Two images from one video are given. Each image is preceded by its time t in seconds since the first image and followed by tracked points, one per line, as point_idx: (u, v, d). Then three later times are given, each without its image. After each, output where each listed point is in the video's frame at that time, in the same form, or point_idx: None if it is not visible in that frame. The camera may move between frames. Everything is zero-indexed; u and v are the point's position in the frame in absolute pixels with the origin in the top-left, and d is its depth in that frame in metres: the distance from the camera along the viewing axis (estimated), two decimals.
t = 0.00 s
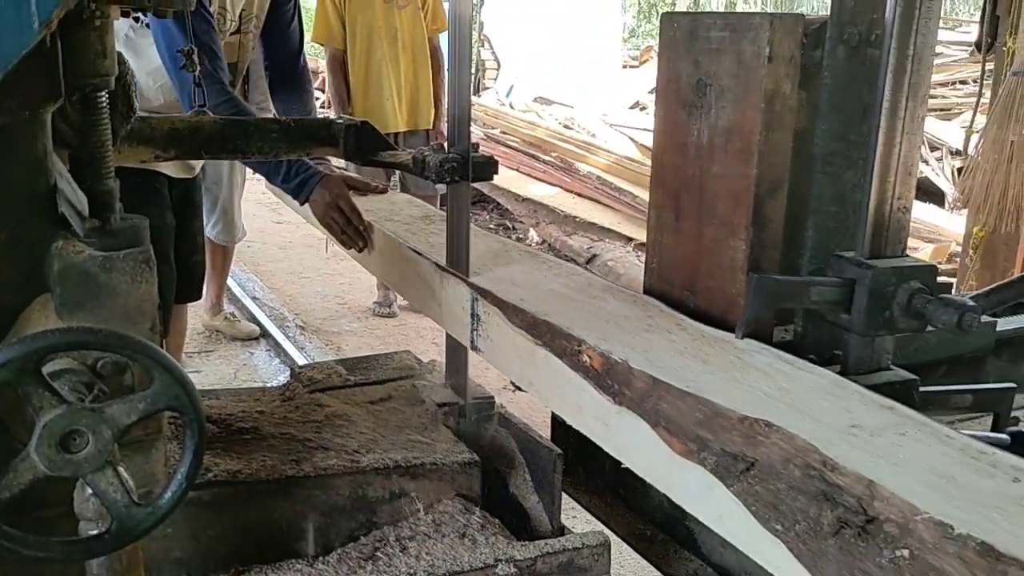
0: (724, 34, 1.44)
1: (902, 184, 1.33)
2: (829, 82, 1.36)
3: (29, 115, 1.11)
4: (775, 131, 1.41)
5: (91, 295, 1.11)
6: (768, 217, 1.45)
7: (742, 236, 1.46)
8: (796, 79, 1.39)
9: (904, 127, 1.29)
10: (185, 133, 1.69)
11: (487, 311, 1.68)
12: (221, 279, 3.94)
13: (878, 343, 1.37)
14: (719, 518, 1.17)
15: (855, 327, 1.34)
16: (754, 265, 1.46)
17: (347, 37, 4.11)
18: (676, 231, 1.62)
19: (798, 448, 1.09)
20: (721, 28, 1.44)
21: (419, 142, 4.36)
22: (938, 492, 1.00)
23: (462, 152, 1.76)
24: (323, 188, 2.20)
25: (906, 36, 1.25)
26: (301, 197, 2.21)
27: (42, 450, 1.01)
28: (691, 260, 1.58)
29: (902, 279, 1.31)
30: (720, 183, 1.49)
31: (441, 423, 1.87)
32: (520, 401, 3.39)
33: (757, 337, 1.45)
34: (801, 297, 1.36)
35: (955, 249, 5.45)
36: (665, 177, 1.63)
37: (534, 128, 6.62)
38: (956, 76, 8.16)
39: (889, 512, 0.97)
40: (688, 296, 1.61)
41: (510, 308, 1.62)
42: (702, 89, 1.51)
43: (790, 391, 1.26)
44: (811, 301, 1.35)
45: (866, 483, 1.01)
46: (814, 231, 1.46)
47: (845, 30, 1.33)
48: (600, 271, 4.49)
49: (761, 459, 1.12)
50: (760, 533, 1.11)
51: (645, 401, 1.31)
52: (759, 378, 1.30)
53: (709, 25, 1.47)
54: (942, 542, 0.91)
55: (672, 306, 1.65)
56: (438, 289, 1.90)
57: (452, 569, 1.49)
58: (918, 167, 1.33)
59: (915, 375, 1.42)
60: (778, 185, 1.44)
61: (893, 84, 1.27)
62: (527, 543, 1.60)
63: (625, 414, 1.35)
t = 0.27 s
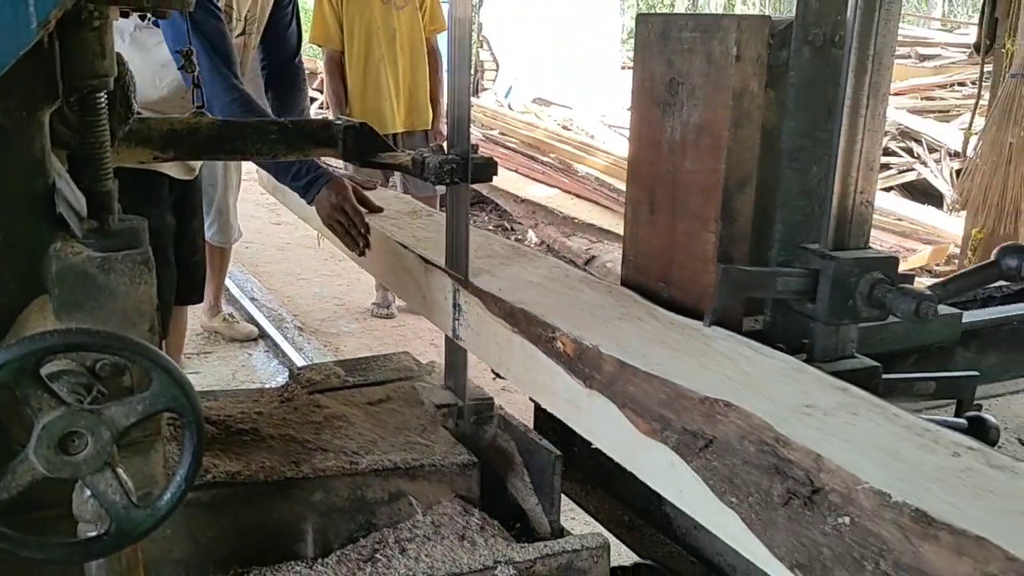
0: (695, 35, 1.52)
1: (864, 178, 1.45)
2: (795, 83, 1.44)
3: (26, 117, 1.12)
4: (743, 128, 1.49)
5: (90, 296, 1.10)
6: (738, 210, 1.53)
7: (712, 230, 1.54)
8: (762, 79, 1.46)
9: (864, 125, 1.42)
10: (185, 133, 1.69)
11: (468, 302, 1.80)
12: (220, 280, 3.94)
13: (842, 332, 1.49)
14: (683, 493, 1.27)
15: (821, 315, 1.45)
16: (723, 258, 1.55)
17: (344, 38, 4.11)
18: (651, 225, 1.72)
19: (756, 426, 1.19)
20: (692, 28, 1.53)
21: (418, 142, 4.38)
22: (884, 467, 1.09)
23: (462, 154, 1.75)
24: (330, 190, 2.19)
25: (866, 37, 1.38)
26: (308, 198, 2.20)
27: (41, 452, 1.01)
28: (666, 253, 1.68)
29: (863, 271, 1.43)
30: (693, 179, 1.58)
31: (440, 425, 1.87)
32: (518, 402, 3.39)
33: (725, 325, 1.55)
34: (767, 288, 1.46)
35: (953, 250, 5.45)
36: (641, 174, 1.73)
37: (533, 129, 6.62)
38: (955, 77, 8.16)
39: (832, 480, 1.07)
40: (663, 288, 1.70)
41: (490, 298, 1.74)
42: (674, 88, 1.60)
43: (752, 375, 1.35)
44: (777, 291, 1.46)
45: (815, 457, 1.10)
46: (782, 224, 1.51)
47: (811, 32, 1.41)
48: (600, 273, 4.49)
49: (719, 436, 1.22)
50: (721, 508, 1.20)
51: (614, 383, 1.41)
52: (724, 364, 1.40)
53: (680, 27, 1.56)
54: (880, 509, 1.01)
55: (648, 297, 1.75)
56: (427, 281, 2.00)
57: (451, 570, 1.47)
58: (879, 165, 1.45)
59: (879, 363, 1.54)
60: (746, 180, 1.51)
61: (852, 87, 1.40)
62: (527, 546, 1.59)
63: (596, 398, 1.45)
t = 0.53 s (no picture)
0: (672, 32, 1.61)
1: (833, 172, 1.51)
2: (766, 78, 1.51)
3: (28, 113, 1.11)
4: (716, 122, 1.59)
5: (91, 294, 1.10)
6: (711, 201, 1.63)
7: (687, 219, 1.65)
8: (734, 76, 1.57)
9: (830, 121, 1.49)
10: (185, 132, 1.68)
11: (451, 290, 1.88)
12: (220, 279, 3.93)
13: (812, 318, 1.56)
14: (650, 466, 1.34)
15: (789, 301, 1.53)
16: (696, 245, 1.65)
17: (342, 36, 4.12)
18: (629, 215, 1.82)
19: (719, 403, 1.25)
20: (667, 26, 1.62)
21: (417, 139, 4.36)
22: (838, 441, 1.15)
23: (463, 152, 1.74)
24: (323, 185, 2.26)
25: (831, 37, 1.44)
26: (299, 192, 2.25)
27: (42, 451, 1.01)
28: (643, 241, 1.78)
29: (830, 260, 1.51)
30: (669, 170, 1.67)
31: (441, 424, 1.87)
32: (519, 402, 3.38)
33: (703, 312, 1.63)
34: (739, 274, 1.53)
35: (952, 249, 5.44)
36: (619, 165, 1.83)
37: (533, 128, 6.62)
38: (955, 77, 8.14)
39: (785, 450, 1.14)
40: (641, 276, 1.81)
41: (480, 292, 1.79)
42: (651, 83, 1.69)
43: (719, 357, 1.44)
44: (749, 278, 1.53)
45: (772, 431, 1.17)
46: (755, 214, 1.59)
47: (781, 29, 1.48)
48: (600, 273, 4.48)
49: (684, 414, 1.28)
50: (683, 481, 1.27)
51: (587, 365, 1.48)
52: (693, 347, 1.48)
53: (657, 25, 1.65)
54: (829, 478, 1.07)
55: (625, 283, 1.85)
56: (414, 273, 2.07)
57: (452, 570, 1.46)
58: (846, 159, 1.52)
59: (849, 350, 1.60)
60: (719, 172, 1.62)
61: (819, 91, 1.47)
62: (528, 545, 1.58)
63: (569, 378, 1.53)
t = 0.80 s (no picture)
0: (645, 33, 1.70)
1: (800, 165, 1.64)
2: (738, 75, 1.61)
3: (27, 113, 1.11)
4: (690, 115, 1.66)
5: (91, 295, 1.10)
6: (684, 195, 1.71)
7: (662, 212, 1.72)
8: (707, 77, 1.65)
9: (799, 114, 1.61)
10: (185, 132, 1.68)
11: (437, 280, 1.94)
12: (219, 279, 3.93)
13: (782, 308, 1.68)
14: (621, 445, 1.40)
15: (761, 290, 1.64)
16: (671, 236, 1.73)
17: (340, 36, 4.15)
18: (607, 208, 1.89)
19: (685, 384, 1.31)
20: (642, 25, 1.70)
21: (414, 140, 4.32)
22: (793, 417, 1.21)
23: (462, 152, 1.74)
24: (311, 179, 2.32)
25: (800, 36, 1.56)
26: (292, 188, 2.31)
27: (42, 452, 1.01)
28: (620, 233, 1.85)
29: (799, 250, 1.62)
30: (645, 164, 1.75)
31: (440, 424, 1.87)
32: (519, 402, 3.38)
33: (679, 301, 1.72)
34: (711, 265, 1.65)
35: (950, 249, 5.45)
36: (597, 159, 1.90)
37: (532, 128, 6.63)
38: (954, 77, 8.16)
39: (743, 426, 1.20)
40: (618, 268, 1.87)
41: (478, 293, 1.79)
42: (628, 80, 1.77)
43: (688, 343, 1.48)
44: (720, 268, 1.64)
45: (732, 408, 1.23)
46: (729, 208, 1.70)
47: (752, 29, 1.58)
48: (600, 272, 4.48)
49: (651, 395, 1.35)
50: (648, 457, 1.33)
51: (586, 367, 1.48)
52: (664, 333, 1.53)
53: (634, 24, 1.73)
54: (782, 450, 1.13)
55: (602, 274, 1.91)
56: (403, 266, 2.11)
57: (453, 570, 1.46)
58: (813, 154, 1.65)
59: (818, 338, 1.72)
60: (694, 165, 1.69)
61: (787, 88, 1.59)
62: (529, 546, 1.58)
63: (546, 363, 1.58)
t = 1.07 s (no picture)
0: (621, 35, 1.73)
1: (771, 164, 1.68)
2: (712, 76, 1.66)
3: (25, 118, 1.10)
4: (664, 115, 1.70)
5: (89, 299, 1.10)
6: (660, 193, 1.74)
7: (638, 208, 1.76)
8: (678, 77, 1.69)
9: (769, 115, 1.65)
10: (183, 137, 1.68)
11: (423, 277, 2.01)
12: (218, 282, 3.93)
13: (753, 301, 1.73)
14: (595, 431, 1.46)
15: (732, 285, 1.69)
16: (648, 233, 1.76)
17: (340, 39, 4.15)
18: (586, 206, 1.93)
19: (653, 370, 1.37)
20: (618, 28, 1.74)
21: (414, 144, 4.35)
22: (753, 403, 1.26)
23: (462, 156, 1.74)
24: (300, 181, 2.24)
25: (768, 39, 1.60)
26: (280, 186, 2.27)
27: (41, 457, 1.00)
28: (598, 231, 1.89)
29: (769, 245, 1.67)
30: (622, 163, 1.79)
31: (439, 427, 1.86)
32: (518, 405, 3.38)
33: (654, 295, 1.77)
34: (684, 258, 1.69)
35: (948, 250, 5.46)
36: (576, 158, 1.94)
37: (531, 131, 6.63)
38: (952, 79, 8.18)
39: (704, 409, 1.26)
40: (597, 265, 1.91)
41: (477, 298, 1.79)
42: (606, 82, 1.80)
43: (657, 333, 1.52)
44: (693, 262, 1.69)
45: (695, 394, 1.29)
46: (701, 204, 1.74)
47: (724, 32, 1.62)
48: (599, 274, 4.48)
49: (620, 380, 1.41)
50: (647, 464, 1.33)
51: (584, 372, 1.48)
52: (637, 324, 1.58)
53: (611, 27, 1.76)
54: (739, 431, 1.19)
55: (584, 271, 1.94)
56: (389, 260, 2.19)
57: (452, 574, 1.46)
58: (783, 153, 1.68)
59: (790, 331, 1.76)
60: (669, 165, 1.73)
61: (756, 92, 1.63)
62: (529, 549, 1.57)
63: (523, 351, 1.64)
